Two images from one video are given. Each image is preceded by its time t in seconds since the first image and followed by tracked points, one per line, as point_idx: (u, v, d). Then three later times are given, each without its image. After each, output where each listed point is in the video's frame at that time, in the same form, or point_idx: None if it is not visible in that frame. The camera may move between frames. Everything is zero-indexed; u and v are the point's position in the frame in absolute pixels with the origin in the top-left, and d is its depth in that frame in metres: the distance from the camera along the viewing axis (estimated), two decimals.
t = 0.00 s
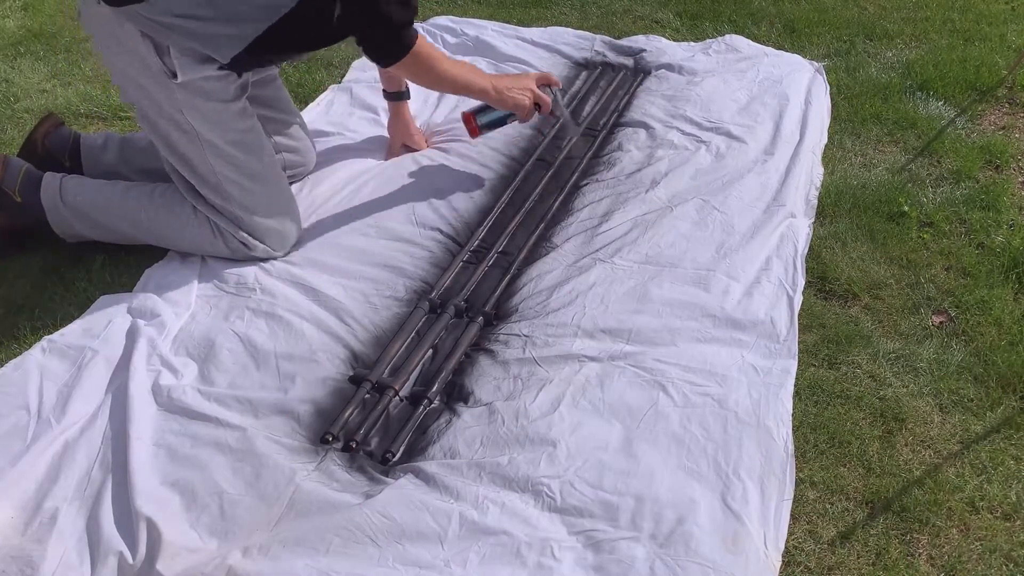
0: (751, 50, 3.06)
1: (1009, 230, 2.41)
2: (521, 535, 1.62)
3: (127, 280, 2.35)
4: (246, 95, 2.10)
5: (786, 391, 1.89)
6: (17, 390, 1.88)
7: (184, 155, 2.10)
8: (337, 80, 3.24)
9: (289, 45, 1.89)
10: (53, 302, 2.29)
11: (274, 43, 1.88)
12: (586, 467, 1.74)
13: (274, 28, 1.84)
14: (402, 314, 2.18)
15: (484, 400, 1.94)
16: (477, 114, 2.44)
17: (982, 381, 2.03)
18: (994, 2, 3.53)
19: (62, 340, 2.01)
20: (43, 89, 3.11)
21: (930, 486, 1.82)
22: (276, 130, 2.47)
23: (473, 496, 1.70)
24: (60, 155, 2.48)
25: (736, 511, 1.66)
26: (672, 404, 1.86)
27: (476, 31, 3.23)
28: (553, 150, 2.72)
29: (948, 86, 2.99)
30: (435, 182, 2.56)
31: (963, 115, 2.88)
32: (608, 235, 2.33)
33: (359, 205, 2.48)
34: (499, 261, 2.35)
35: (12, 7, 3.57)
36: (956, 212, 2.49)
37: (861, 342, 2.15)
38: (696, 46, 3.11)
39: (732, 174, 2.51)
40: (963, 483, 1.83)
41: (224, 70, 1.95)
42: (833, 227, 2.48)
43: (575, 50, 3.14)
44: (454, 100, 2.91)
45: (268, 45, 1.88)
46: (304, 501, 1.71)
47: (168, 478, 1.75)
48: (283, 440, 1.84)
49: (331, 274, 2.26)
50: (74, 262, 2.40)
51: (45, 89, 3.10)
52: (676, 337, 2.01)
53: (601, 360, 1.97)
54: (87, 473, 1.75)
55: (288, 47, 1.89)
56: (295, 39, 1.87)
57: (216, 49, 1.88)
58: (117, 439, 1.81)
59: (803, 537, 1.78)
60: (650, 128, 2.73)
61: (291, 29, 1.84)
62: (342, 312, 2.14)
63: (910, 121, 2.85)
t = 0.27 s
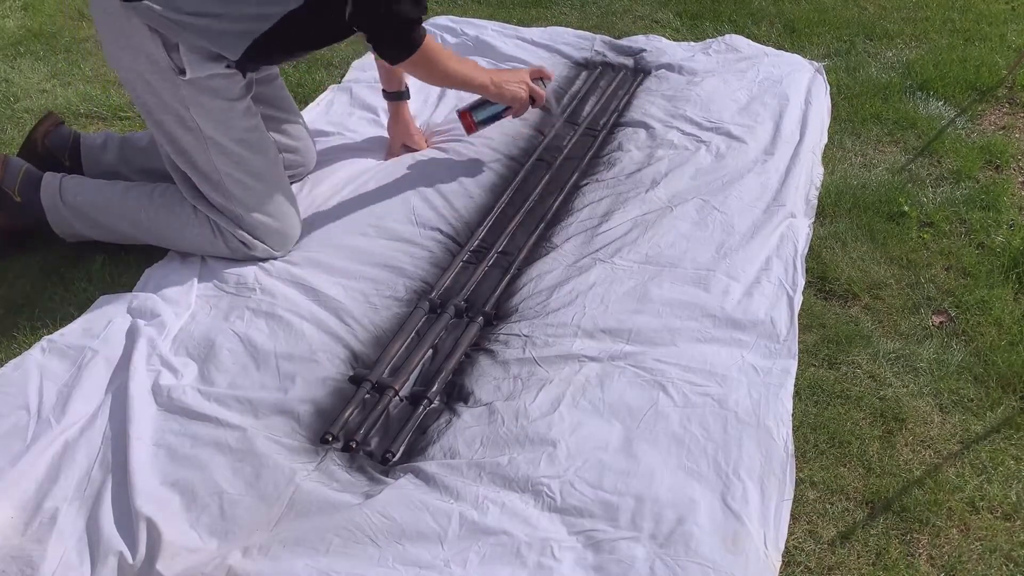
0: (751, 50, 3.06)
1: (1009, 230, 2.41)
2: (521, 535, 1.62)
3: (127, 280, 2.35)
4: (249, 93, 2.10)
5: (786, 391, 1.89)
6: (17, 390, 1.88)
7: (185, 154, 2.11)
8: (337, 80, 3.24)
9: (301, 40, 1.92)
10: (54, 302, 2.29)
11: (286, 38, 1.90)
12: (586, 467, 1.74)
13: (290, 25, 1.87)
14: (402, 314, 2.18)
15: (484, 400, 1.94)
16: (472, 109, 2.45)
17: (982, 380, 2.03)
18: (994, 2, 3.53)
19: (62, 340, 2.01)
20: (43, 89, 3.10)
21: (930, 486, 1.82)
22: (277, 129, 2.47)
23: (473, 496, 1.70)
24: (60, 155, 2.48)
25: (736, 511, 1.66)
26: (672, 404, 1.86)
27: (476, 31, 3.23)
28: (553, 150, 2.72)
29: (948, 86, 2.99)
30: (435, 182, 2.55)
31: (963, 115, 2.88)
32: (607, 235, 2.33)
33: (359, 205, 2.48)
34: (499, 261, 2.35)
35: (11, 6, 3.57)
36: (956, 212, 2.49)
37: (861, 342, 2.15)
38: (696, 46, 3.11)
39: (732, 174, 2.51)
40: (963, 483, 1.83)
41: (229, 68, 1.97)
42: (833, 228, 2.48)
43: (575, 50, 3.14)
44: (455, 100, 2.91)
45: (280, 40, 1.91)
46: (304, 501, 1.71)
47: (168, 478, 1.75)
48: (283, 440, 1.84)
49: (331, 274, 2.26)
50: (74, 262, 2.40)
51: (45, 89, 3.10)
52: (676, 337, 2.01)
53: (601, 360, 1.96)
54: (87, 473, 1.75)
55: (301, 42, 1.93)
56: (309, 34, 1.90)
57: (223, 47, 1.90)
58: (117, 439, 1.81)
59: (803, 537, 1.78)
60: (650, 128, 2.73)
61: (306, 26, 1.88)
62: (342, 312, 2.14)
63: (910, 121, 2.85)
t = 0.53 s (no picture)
0: (751, 50, 3.06)
1: (1009, 231, 2.41)
2: (521, 535, 1.62)
3: (127, 280, 2.35)
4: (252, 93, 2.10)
5: (786, 391, 1.89)
6: (17, 390, 1.88)
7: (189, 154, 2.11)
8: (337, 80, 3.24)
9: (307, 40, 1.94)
10: (54, 302, 2.29)
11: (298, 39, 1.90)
12: (586, 467, 1.74)
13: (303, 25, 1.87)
14: (402, 314, 2.18)
15: (484, 400, 1.94)
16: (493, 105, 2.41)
17: (982, 381, 2.03)
18: (994, 2, 3.53)
19: (62, 340, 2.01)
20: (43, 89, 3.10)
21: (930, 486, 1.82)
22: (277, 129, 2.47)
23: (473, 496, 1.70)
24: (59, 154, 2.48)
25: (736, 511, 1.66)
26: (672, 404, 1.86)
27: (476, 31, 3.23)
28: (553, 150, 2.72)
29: (948, 86, 2.99)
30: (435, 182, 2.55)
31: (963, 115, 2.88)
32: (607, 235, 2.33)
33: (359, 205, 2.48)
34: (499, 261, 2.35)
35: (11, 6, 3.57)
36: (956, 212, 2.49)
37: (861, 342, 2.15)
38: (696, 46, 3.11)
39: (732, 174, 2.51)
40: (963, 483, 1.83)
41: (236, 67, 1.96)
42: (833, 228, 2.48)
43: (575, 50, 3.14)
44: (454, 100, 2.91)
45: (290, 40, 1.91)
46: (305, 501, 1.71)
47: (168, 479, 1.75)
48: (282, 440, 1.84)
49: (331, 274, 2.26)
50: (74, 262, 2.40)
51: (45, 89, 3.10)
52: (676, 337, 2.01)
53: (601, 360, 1.96)
54: (87, 473, 1.75)
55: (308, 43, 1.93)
56: (315, 34, 1.91)
57: (232, 45, 1.89)
58: (117, 439, 1.81)
59: (803, 537, 1.78)
60: (650, 128, 2.73)
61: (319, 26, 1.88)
62: (342, 312, 2.14)
63: (910, 121, 2.85)
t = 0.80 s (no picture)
0: (751, 50, 3.06)
1: (1009, 231, 2.41)
2: (521, 535, 1.62)
3: (127, 280, 2.35)
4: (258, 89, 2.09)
5: (786, 391, 1.89)
6: (17, 390, 1.88)
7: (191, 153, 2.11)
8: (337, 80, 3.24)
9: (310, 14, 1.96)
10: (53, 302, 2.29)
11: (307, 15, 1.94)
12: (586, 467, 1.74)
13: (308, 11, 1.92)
14: (402, 314, 2.18)
15: (484, 400, 1.94)
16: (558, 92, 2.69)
17: (982, 381, 2.03)
18: (994, 2, 3.53)
19: (62, 340, 2.01)
20: (43, 89, 3.10)
21: (930, 486, 1.82)
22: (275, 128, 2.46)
23: (473, 496, 1.70)
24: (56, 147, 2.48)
25: (736, 511, 1.66)
26: (672, 404, 1.86)
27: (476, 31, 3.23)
28: (553, 150, 2.72)
29: (949, 86, 2.99)
30: (435, 182, 2.56)
31: (963, 115, 2.88)
32: (608, 235, 2.33)
33: (359, 205, 2.48)
34: (499, 261, 2.35)
35: (11, 7, 3.57)
36: (956, 212, 2.49)
37: (861, 343, 2.15)
38: (696, 46, 3.11)
39: (732, 174, 2.51)
40: (963, 483, 1.83)
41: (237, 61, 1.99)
42: (833, 228, 2.48)
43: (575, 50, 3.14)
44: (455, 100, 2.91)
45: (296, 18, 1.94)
46: (305, 501, 1.71)
47: (168, 478, 1.75)
48: (282, 440, 1.84)
49: (331, 274, 2.26)
50: (74, 262, 2.40)
51: (45, 89, 3.10)
52: (676, 337, 2.01)
53: (601, 360, 1.96)
54: (87, 473, 1.75)
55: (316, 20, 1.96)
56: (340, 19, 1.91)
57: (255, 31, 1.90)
58: (116, 439, 1.81)
59: (803, 537, 1.78)
60: (650, 128, 2.73)
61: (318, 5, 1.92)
62: (342, 312, 2.14)
63: (911, 121, 2.85)
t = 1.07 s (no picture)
0: (751, 50, 3.06)
1: (1009, 231, 2.41)
2: (521, 535, 1.62)
3: (127, 280, 2.35)
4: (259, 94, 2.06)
5: (786, 390, 1.89)
6: (17, 390, 1.88)
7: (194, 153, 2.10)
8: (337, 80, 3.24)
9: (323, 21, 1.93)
10: (53, 302, 2.29)
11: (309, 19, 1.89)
12: (586, 467, 1.74)
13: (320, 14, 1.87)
14: (402, 314, 2.18)
15: (484, 400, 1.94)
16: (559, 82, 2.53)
17: (982, 380, 2.03)
18: (993, 2, 3.53)
19: (62, 339, 2.01)
20: (43, 89, 3.10)
21: (930, 486, 1.82)
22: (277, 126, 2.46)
23: (473, 496, 1.70)
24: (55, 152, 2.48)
25: (736, 511, 1.66)
26: (672, 404, 1.86)
27: (476, 31, 3.22)
28: (553, 150, 2.72)
29: (949, 86, 2.99)
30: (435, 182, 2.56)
31: (963, 115, 2.88)
32: (607, 235, 2.33)
33: (359, 205, 2.48)
34: (499, 261, 2.35)
35: (11, 6, 3.57)
36: (956, 212, 2.49)
37: (861, 343, 2.15)
38: (696, 47, 3.11)
39: (732, 174, 2.51)
40: (963, 483, 1.83)
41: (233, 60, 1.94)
42: (833, 228, 2.48)
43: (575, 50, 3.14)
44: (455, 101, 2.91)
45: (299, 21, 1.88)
46: (305, 501, 1.71)
47: (168, 478, 1.75)
48: (282, 439, 1.84)
49: (331, 274, 2.26)
50: (74, 262, 2.40)
51: (45, 89, 3.10)
52: (676, 337, 2.01)
53: (601, 360, 1.97)
54: (87, 473, 1.75)
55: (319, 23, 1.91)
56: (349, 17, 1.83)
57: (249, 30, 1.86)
58: (116, 439, 1.81)
59: (803, 537, 1.78)
60: (650, 128, 2.73)
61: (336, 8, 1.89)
62: (342, 312, 2.14)
63: (911, 121, 2.85)
